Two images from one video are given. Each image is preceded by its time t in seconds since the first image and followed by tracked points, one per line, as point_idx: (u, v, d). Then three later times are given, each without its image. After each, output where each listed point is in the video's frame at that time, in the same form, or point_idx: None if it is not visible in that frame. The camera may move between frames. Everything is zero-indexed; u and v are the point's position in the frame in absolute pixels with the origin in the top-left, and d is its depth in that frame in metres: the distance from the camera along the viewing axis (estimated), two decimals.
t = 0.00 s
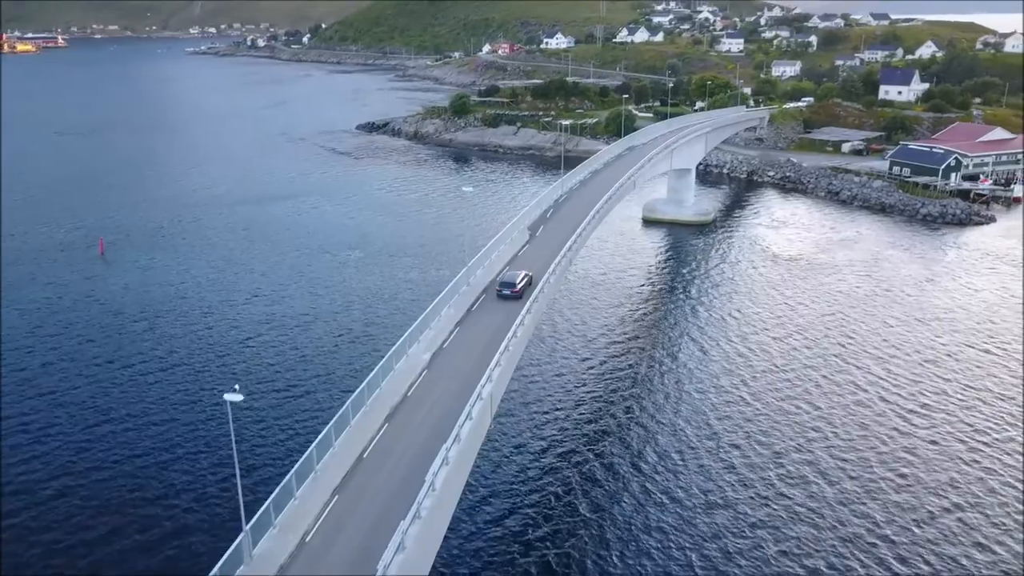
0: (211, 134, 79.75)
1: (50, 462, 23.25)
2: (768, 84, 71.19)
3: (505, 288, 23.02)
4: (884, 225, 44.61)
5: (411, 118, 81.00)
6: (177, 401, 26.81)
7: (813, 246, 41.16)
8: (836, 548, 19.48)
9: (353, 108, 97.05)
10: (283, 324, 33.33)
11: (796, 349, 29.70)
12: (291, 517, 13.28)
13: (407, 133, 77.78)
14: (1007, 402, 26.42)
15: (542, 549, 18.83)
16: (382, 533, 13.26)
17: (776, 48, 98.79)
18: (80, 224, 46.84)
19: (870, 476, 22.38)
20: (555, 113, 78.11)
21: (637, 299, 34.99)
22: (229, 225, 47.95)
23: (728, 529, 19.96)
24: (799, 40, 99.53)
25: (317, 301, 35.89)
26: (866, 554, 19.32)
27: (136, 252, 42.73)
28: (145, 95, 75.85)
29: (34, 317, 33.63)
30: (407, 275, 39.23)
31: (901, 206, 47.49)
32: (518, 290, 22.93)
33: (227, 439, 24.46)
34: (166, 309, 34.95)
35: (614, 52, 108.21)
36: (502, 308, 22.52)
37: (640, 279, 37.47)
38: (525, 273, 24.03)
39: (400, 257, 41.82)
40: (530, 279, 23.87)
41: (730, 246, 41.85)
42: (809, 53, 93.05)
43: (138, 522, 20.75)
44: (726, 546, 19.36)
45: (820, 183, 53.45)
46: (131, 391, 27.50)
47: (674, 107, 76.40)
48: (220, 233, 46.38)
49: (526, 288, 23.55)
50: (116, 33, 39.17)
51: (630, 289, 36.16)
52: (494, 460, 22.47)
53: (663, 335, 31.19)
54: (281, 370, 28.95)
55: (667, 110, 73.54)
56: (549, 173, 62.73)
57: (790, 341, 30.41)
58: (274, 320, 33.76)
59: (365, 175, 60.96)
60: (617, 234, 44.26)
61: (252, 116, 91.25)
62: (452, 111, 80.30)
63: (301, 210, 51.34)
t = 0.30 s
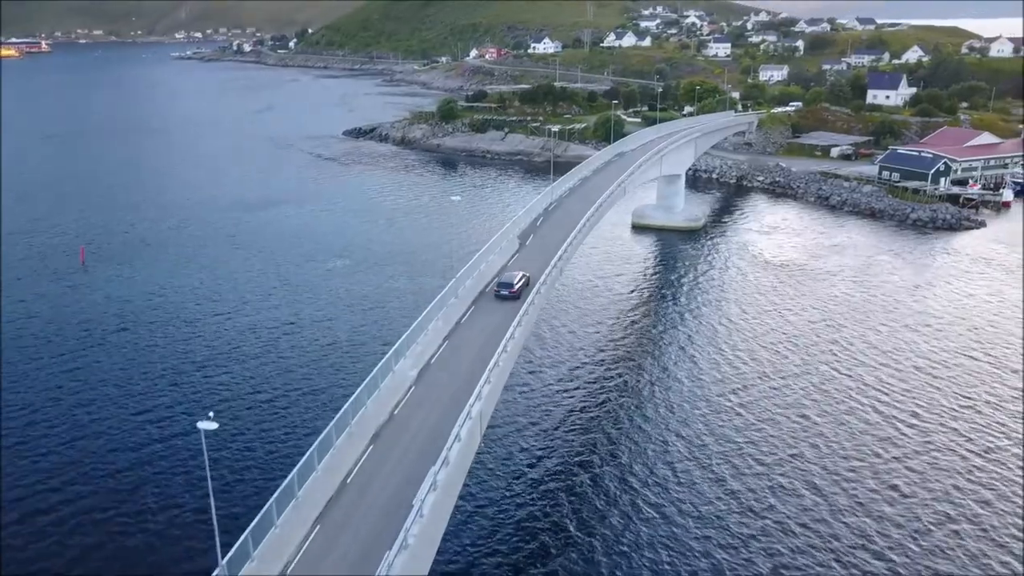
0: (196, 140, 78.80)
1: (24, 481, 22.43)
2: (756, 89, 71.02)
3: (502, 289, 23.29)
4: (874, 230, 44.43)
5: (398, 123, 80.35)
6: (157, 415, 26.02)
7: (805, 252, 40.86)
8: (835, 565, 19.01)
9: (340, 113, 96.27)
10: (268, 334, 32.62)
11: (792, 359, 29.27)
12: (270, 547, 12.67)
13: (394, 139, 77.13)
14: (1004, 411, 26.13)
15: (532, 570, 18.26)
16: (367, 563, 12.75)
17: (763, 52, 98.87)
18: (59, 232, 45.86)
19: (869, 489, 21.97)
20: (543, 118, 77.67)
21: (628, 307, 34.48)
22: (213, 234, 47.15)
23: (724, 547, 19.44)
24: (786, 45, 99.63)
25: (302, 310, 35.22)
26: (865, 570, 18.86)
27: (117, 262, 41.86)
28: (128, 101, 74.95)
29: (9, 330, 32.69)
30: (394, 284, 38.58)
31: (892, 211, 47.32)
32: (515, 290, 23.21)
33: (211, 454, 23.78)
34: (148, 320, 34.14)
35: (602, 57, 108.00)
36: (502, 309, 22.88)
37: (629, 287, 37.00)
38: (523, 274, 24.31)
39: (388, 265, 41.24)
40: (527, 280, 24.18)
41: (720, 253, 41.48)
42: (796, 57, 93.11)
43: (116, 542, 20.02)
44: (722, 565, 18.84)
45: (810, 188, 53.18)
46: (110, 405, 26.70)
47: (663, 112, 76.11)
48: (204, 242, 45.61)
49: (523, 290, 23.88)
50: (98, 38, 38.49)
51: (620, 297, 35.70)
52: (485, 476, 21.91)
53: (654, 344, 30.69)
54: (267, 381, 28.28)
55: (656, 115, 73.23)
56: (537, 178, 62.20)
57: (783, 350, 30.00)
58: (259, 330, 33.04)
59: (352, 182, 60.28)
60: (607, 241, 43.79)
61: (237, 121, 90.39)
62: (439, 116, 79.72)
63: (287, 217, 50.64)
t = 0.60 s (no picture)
0: (180, 146, 77.86)
1: None
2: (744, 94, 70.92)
3: (500, 290, 23.45)
4: (865, 235, 44.22)
5: (385, 129, 79.76)
6: (137, 429, 25.30)
7: (796, 258, 40.59)
8: None
9: (326, 119, 95.57)
10: (253, 343, 31.93)
11: (786, 367, 28.90)
12: None
13: (381, 144, 76.55)
14: (1004, 419, 25.79)
15: None
16: None
17: (750, 57, 99.00)
18: (40, 241, 44.98)
19: (871, 502, 21.50)
20: (530, 123, 77.30)
21: (618, 315, 34.02)
22: (197, 242, 46.38)
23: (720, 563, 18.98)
24: (772, 49, 99.79)
25: (287, 319, 34.53)
26: None
27: (99, 270, 41.08)
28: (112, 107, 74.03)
29: None
30: (381, 292, 37.97)
31: (881, 216, 47.17)
32: (513, 291, 23.37)
33: (194, 470, 23.03)
34: (128, 330, 33.35)
35: (589, 62, 107.91)
36: (499, 310, 23.05)
37: (619, 294, 36.56)
38: (520, 275, 24.52)
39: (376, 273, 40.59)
40: (524, 280, 24.33)
41: (710, 259, 41.14)
42: (783, 62, 93.26)
43: (92, 561, 19.32)
44: None
45: (799, 193, 52.98)
46: (88, 418, 25.95)
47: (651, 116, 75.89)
48: (188, 250, 44.87)
49: (520, 290, 24.07)
50: (81, 43, 37.75)
51: (611, 304, 35.26)
52: (477, 492, 21.31)
53: (645, 352, 30.25)
54: (252, 393, 27.58)
55: (644, 120, 72.97)
56: (525, 184, 61.74)
57: (775, 358, 29.60)
58: (244, 340, 32.34)
59: (338, 188, 59.65)
60: (596, 248, 43.38)
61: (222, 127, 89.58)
62: (426, 121, 79.20)
63: (272, 224, 49.94)
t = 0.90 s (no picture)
0: (166, 151, 76.95)
1: None
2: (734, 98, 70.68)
3: (500, 289, 23.95)
4: (857, 241, 43.93)
5: (374, 133, 79.12)
6: (116, 443, 24.55)
7: (789, 264, 40.22)
8: None
9: (314, 123, 94.84)
10: (238, 354, 31.21)
11: (781, 376, 28.45)
12: None
13: (369, 149, 75.93)
14: (1004, 429, 25.39)
15: None
16: None
17: (739, 61, 98.94)
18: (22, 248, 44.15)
19: (873, 517, 20.98)
20: (520, 127, 76.84)
21: (610, 324, 33.50)
22: (183, 249, 45.65)
23: None
24: (760, 53, 99.80)
25: (272, 329, 33.81)
26: None
27: (83, 279, 40.33)
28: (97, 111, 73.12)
29: None
30: (369, 300, 37.31)
31: (874, 220, 46.94)
32: (511, 291, 23.92)
33: (174, 487, 22.28)
34: (109, 341, 32.56)
35: (579, 66, 107.62)
36: (499, 310, 23.53)
37: (611, 302, 36.06)
38: (517, 275, 24.99)
39: (365, 281, 39.92)
40: (522, 280, 24.78)
41: (702, 265, 40.71)
42: (772, 66, 93.22)
43: None
44: None
45: (791, 198, 52.68)
46: (66, 433, 25.18)
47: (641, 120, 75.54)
48: (173, 257, 44.12)
49: (519, 290, 24.55)
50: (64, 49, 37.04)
51: (602, 313, 34.74)
52: (469, 509, 20.68)
53: (638, 362, 29.75)
54: (235, 406, 26.86)
55: (634, 124, 72.65)
56: (515, 189, 61.20)
57: (770, 367, 29.13)
58: (228, 350, 31.60)
59: (326, 194, 59.01)
60: (588, 255, 42.87)
61: (210, 133, 88.71)
62: (415, 126, 78.60)
63: (259, 231, 49.26)
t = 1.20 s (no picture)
0: (152, 156, 76.01)
1: None
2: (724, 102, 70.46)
3: (498, 291, 24.04)
4: (850, 246, 43.62)
5: (362, 138, 78.48)
6: (95, 458, 23.76)
7: (781, 270, 39.87)
8: None
9: (301, 128, 94.03)
10: (222, 364, 30.47)
11: (775, 385, 27.99)
12: None
13: (358, 154, 75.29)
14: (1003, 439, 25.02)
15: None
16: None
17: (729, 64, 98.90)
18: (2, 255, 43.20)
19: (872, 530, 20.51)
20: (510, 132, 76.38)
21: (602, 332, 32.97)
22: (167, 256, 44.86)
23: None
24: (749, 57, 99.74)
25: (258, 338, 33.09)
26: None
27: (65, 287, 39.49)
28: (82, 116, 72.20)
29: None
30: (357, 308, 36.63)
31: (866, 225, 46.70)
32: (510, 292, 23.97)
33: (153, 503, 21.56)
34: (90, 351, 31.74)
35: (568, 70, 107.35)
36: (496, 311, 23.53)
37: (603, 309, 35.54)
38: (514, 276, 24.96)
39: (354, 288, 39.27)
40: (520, 282, 24.73)
41: (695, 271, 40.29)
42: (762, 69, 93.22)
43: None
44: None
45: (783, 203, 52.36)
46: (42, 446, 24.38)
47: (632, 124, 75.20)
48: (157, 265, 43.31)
49: (517, 291, 24.54)
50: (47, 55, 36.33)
51: (594, 321, 34.23)
52: (457, 527, 20.05)
53: (631, 372, 29.22)
54: (218, 419, 26.15)
55: (624, 128, 72.30)
56: (505, 194, 60.68)
57: (765, 376, 28.65)
58: (212, 360, 30.85)
59: (314, 199, 58.32)
60: (579, 262, 42.38)
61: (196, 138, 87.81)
62: (404, 131, 78.03)
63: (246, 238, 48.54)
